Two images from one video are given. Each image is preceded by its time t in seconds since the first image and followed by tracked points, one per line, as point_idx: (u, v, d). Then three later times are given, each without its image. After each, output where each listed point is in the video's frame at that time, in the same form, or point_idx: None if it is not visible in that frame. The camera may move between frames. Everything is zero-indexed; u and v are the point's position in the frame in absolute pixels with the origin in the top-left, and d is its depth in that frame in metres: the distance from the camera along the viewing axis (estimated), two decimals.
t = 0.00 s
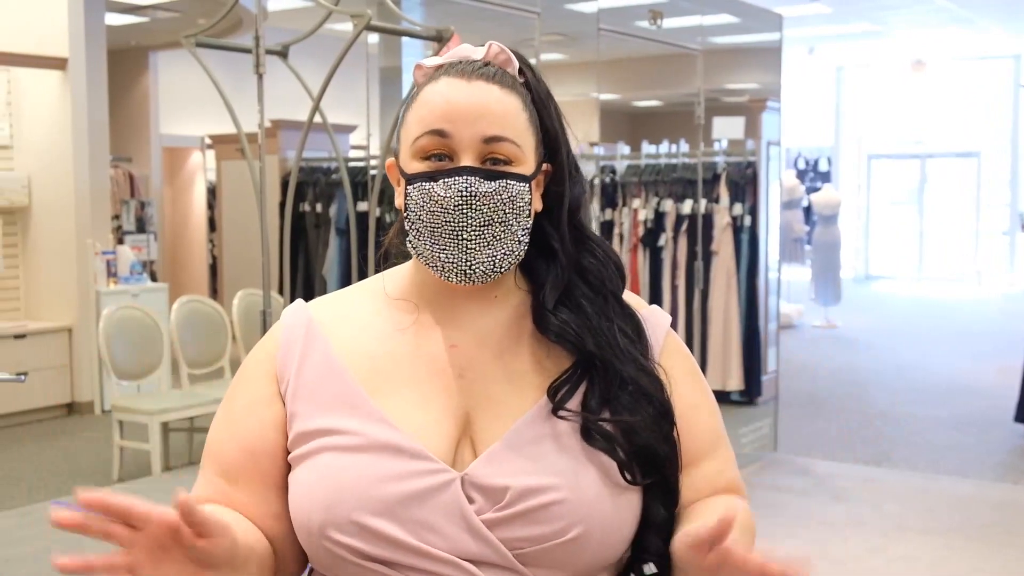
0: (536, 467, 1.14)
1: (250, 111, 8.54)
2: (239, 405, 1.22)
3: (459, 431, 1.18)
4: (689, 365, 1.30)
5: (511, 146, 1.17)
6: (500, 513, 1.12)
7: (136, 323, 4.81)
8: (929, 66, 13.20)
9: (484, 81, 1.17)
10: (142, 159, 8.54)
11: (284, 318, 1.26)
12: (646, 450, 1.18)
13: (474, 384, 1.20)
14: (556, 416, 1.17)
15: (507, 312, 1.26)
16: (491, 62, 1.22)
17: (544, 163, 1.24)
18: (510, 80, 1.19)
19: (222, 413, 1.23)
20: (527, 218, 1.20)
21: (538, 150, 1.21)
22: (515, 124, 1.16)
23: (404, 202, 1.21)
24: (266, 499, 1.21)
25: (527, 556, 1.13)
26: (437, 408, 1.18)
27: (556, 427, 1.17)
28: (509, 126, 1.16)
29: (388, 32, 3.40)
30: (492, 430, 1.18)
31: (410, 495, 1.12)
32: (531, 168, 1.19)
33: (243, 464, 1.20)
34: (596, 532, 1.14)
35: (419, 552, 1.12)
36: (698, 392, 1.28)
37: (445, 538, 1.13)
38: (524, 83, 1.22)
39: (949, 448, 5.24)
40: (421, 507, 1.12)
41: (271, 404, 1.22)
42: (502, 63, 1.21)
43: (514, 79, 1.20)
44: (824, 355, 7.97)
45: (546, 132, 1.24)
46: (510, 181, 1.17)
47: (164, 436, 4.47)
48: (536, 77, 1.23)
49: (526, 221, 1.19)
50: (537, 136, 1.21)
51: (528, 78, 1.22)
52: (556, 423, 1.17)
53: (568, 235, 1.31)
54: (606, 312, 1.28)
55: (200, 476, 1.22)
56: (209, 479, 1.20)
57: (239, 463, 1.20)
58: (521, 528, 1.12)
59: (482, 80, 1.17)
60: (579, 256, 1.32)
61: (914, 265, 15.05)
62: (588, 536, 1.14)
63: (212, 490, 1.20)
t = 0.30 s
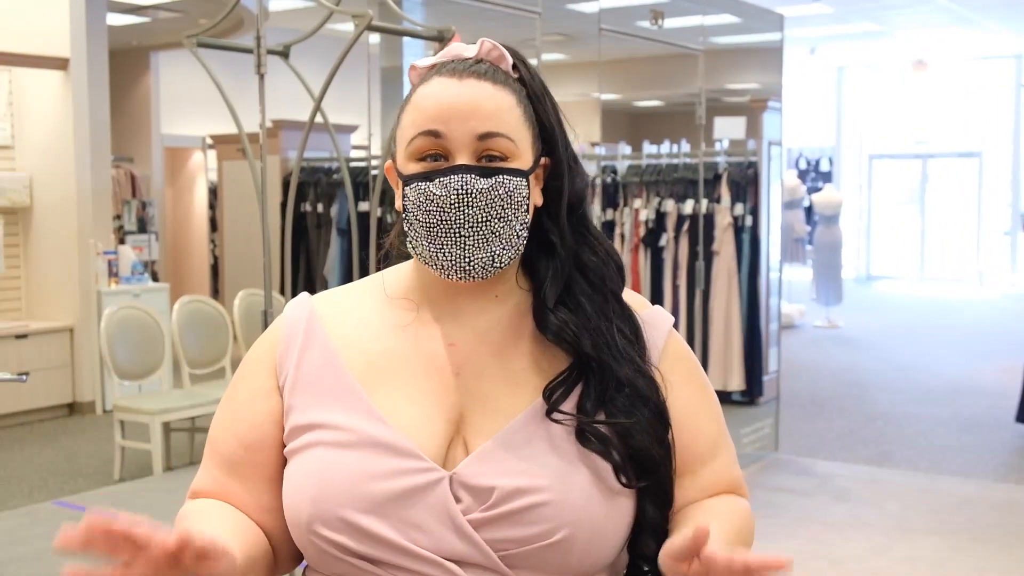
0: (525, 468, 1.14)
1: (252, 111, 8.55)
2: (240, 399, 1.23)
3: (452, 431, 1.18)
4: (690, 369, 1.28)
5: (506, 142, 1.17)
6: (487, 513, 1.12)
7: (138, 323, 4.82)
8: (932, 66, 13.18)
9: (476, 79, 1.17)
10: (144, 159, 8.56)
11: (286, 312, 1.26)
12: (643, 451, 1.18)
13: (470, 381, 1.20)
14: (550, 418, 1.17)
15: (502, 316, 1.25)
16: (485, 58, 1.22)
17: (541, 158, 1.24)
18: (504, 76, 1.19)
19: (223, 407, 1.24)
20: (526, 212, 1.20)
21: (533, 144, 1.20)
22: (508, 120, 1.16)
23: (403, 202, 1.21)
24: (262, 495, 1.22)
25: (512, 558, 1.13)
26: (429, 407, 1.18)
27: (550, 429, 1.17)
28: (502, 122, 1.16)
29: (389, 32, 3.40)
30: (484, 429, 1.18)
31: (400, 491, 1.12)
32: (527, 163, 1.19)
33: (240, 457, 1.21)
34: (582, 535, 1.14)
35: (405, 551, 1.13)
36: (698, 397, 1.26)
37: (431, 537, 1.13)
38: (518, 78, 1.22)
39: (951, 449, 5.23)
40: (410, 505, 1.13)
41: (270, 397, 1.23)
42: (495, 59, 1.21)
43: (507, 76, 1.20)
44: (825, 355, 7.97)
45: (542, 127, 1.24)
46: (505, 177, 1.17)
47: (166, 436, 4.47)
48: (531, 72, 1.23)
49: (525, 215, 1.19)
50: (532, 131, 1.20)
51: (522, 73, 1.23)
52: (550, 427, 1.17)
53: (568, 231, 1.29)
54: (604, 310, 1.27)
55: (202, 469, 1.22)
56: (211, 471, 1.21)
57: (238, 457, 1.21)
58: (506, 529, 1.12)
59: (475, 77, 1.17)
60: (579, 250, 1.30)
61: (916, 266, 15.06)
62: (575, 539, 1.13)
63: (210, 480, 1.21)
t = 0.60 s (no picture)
0: (523, 474, 1.14)
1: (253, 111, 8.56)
2: (243, 397, 1.23)
3: (452, 432, 1.18)
4: (693, 377, 1.27)
5: (502, 159, 1.16)
6: (484, 517, 1.12)
7: (140, 323, 4.82)
8: (934, 66, 13.19)
9: (470, 93, 1.16)
10: (146, 159, 8.58)
11: (289, 312, 1.27)
12: (643, 459, 1.18)
13: (470, 383, 1.20)
14: (550, 426, 1.16)
15: (500, 326, 1.24)
16: (480, 61, 1.21)
17: (539, 164, 1.21)
18: (497, 84, 1.18)
19: (227, 406, 1.24)
20: (524, 229, 1.20)
21: (530, 153, 1.19)
22: (503, 136, 1.15)
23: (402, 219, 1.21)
24: (264, 495, 1.22)
25: (509, 560, 1.14)
26: (429, 407, 1.18)
27: (551, 436, 1.16)
28: (499, 138, 1.15)
29: (392, 32, 3.40)
30: (484, 433, 1.18)
31: (398, 492, 1.13)
32: (524, 178, 1.18)
33: (242, 457, 1.21)
34: (580, 539, 1.14)
35: (402, 551, 1.14)
36: (696, 407, 1.25)
37: (428, 538, 1.14)
38: (513, 80, 1.21)
39: (953, 449, 5.23)
40: (410, 506, 1.13)
41: (271, 396, 1.23)
42: (490, 62, 1.21)
43: (500, 84, 1.18)
44: (827, 355, 7.98)
45: (541, 135, 1.21)
46: (502, 196, 1.17)
47: (167, 436, 4.47)
48: (527, 74, 1.22)
49: (523, 232, 1.19)
50: (529, 141, 1.19)
51: (517, 74, 1.21)
52: (550, 433, 1.16)
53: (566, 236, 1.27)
54: (603, 317, 1.26)
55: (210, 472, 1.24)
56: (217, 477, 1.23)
57: (239, 456, 1.21)
58: (502, 534, 1.13)
59: (469, 92, 1.16)
60: (577, 256, 1.28)
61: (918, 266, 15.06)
62: (572, 544, 1.13)
63: (215, 487, 1.23)
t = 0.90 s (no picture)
0: (522, 474, 1.14)
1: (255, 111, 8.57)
2: (240, 400, 1.23)
3: (451, 433, 1.18)
4: (692, 373, 1.27)
5: (501, 159, 1.16)
6: (486, 518, 1.13)
7: (142, 323, 4.82)
8: (935, 66, 13.19)
9: (469, 91, 1.15)
10: (148, 159, 8.60)
11: (285, 314, 1.27)
12: (640, 458, 1.18)
13: (469, 383, 1.20)
14: (549, 425, 1.17)
15: (498, 323, 1.24)
16: (479, 59, 1.21)
17: (537, 162, 1.21)
18: (496, 82, 1.18)
19: (225, 408, 1.24)
20: (522, 227, 1.20)
21: (529, 153, 1.19)
22: (502, 135, 1.15)
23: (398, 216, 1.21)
24: (263, 500, 1.22)
25: (512, 561, 1.14)
26: (428, 407, 1.18)
27: (549, 435, 1.16)
28: (497, 138, 1.15)
29: (393, 32, 3.39)
30: (484, 433, 1.18)
31: (400, 495, 1.13)
32: (522, 177, 1.19)
33: (241, 462, 1.21)
34: (581, 539, 1.14)
35: (404, 553, 1.14)
36: (694, 402, 1.25)
37: (431, 540, 1.14)
38: (512, 78, 1.21)
39: (955, 449, 5.22)
40: (413, 509, 1.13)
41: (269, 399, 1.23)
42: (489, 60, 1.20)
43: (499, 82, 1.18)
44: (829, 355, 7.98)
45: (540, 135, 1.21)
46: (499, 196, 1.17)
47: (169, 436, 4.48)
48: (526, 72, 1.21)
49: (521, 231, 1.20)
50: (527, 139, 1.19)
51: (516, 73, 1.21)
52: (549, 432, 1.16)
53: (563, 234, 1.27)
54: (602, 315, 1.25)
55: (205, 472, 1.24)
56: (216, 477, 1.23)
57: (237, 460, 1.21)
58: (504, 534, 1.13)
59: (468, 90, 1.15)
60: (574, 254, 1.28)
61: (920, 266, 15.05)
62: (574, 544, 1.14)
63: (211, 491, 1.23)
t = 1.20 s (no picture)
0: (538, 475, 1.14)
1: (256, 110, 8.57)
2: (240, 401, 1.22)
3: (463, 435, 1.19)
4: (694, 375, 1.28)
5: (509, 148, 1.17)
6: (504, 521, 1.13)
7: (143, 323, 4.82)
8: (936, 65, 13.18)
9: (479, 82, 1.16)
10: (149, 159, 8.61)
11: (285, 314, 1.26)
12: (653, 458, 1.17)
13: (479, 385, 1.20)
14: (563, 426, 1.17)
15: (510, 320, 1.25)
16: (488, 59, 1.21)
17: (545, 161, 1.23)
18: (506, 79, 1.19)
19: (224, 410, 1.23)
20: (530, 218, 1.20)
21: (537, 149, 1.20)
22: (512, 125, 1.16)
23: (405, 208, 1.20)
24: (265, 505, 1.22)
25: (530, 563, 1.14)
26: (438, 408, 1.19)
27: (563, 436, 1.16)
28: (507, 128, 1.16)
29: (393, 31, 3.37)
30: (498, 435, 1.18)
31: (415, 499, 1.12)
32: (530, 169, 1.19)
33: (244, 465, 1.21)
34: (598, 540, 1.14)
35: (420, 557, 1.13)
36: (699, 402, 1.26)
37: (449, 544, 1.14)
38: (521, 80, 1.21)
39: (956, 449, 5.22)
40: (428, 513, 1.13)
41: (272, 402, 1.22)
42: (498, 61, 1.21)
43: (510, 79, 1.19)
44: (831, 355, 7.97)
45: (546, 134, 1.22)
46: (508, 183, 1.17)
47: (170, 436, 4.48)
48: (534, 75, 1.22)
49: (528, 221, 1.19)
50: (536, 135, 1.20)
51: (525, 75, 1.22)
52: (563, 433, 1.17)
53: (571, 236, 1.29)
54: (610, 317, 1.26)
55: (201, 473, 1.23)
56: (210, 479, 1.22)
57: (239, 464, 1.21)
58: (522, 536, 1.13)
59: (479, 81, 1.16)
60: (581, 255, 1.29)
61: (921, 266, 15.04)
62: (590, 545, 1.14)
63: (211, 493, 1.22)
